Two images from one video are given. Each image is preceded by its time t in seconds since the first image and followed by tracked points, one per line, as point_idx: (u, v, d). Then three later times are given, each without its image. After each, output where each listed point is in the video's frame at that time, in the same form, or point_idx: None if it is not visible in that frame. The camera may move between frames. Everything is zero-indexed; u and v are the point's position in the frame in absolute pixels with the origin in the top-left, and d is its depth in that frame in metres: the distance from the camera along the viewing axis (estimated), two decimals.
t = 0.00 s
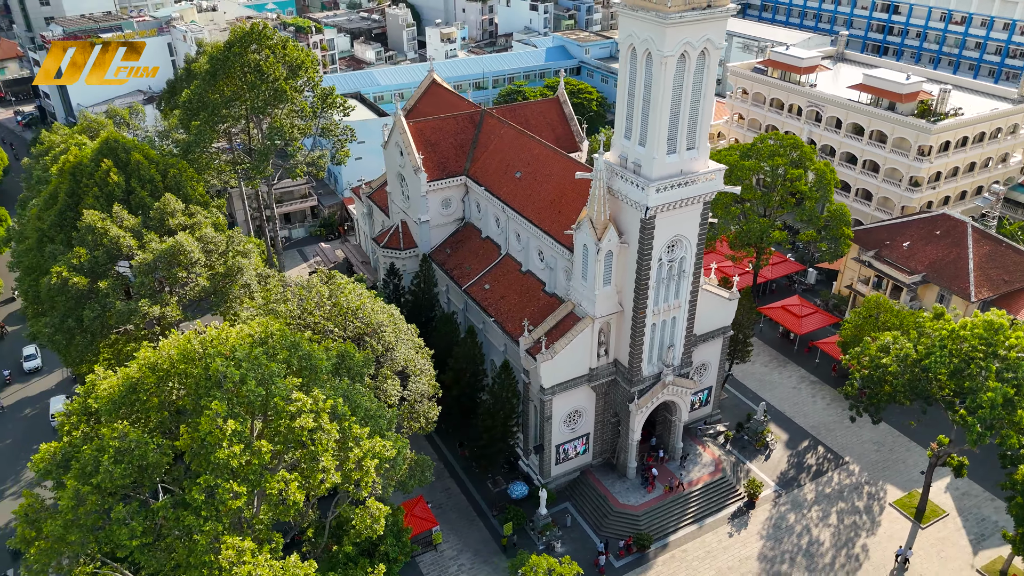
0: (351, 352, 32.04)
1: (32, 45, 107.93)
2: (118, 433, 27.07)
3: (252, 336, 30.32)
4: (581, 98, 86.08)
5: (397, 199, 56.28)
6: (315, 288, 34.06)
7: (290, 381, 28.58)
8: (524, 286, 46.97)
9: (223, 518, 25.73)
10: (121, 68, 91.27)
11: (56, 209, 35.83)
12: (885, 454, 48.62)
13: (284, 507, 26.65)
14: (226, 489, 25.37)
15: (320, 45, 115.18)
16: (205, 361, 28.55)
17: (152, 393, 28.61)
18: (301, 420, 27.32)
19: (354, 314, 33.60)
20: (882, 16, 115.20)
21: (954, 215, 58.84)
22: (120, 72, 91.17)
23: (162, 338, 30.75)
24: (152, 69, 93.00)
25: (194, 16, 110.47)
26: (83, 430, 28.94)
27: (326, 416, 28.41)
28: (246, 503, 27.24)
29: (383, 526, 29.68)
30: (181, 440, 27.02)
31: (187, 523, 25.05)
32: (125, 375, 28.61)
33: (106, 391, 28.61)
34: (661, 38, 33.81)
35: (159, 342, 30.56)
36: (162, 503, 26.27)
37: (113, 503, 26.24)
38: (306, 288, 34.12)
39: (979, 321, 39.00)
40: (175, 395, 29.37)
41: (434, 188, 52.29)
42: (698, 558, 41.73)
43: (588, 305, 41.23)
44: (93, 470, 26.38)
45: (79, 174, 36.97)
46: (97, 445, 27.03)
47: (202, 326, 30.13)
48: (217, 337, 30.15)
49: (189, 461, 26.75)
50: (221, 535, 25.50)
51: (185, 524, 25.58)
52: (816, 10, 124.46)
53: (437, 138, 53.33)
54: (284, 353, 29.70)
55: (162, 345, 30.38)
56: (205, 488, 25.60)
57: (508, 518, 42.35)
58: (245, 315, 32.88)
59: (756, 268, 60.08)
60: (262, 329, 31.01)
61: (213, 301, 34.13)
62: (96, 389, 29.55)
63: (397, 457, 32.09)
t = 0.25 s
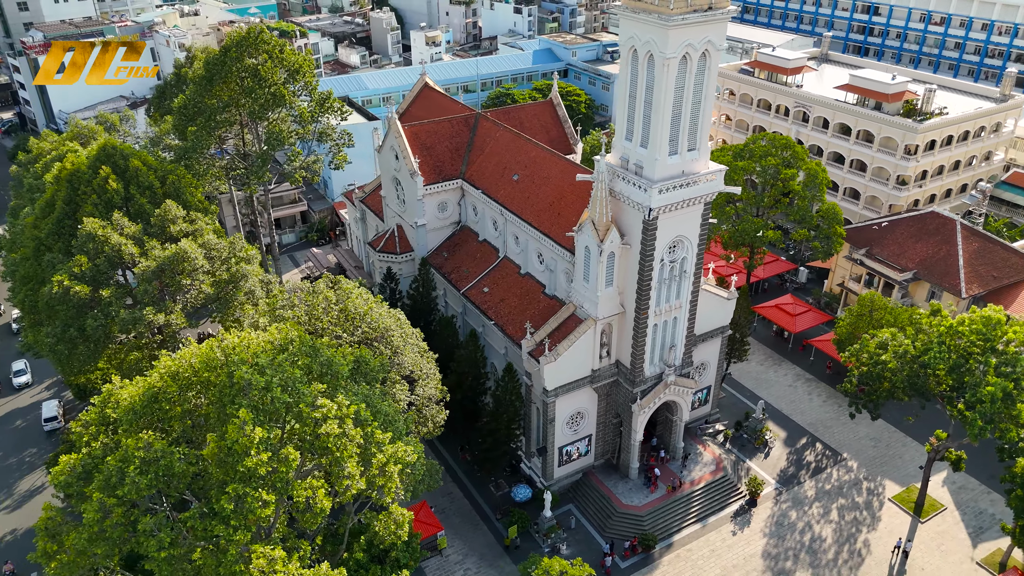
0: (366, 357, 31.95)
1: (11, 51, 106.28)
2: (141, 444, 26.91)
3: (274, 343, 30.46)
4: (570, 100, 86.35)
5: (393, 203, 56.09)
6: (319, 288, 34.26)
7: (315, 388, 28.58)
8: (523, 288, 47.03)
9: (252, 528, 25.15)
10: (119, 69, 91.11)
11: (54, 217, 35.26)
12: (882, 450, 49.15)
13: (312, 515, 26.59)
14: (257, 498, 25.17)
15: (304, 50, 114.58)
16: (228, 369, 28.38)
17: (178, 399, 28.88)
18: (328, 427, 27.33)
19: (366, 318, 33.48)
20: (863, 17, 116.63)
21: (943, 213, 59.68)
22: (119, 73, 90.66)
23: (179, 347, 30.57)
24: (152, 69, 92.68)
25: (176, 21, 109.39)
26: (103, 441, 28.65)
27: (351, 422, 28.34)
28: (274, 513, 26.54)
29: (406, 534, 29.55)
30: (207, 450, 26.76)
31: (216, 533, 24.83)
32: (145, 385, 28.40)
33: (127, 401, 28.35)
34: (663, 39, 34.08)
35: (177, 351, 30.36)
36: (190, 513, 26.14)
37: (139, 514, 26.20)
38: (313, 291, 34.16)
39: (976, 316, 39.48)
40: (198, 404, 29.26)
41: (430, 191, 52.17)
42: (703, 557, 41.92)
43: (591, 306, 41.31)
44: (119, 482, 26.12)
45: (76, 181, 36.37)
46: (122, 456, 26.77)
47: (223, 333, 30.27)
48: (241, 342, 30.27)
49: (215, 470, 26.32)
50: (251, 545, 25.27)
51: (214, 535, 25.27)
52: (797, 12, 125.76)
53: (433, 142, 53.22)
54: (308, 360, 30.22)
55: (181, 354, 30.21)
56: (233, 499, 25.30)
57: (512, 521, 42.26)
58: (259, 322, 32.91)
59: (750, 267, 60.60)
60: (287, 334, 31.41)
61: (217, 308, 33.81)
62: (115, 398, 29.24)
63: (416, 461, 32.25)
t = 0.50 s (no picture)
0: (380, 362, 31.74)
1: None
2: (166, 454, 26.66)
3: (291, 350, 29.90)
4: (557, 103, 86.60)
5: (386, 207, 55.83)
6: (327, 298, 33.47)
7: (339, 393, 28.48)
8: (522, 291, 47.05)
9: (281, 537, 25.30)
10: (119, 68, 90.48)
11: (50, 225, 34.66)
12: (877, 446, 49.71)
13: (339, 522, 26.42)
14: (287, 506, 25.18)
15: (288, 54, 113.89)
16: (251, 377, 28.11)
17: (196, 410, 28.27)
18: (352, 434, 27.12)
19: (377, 322, 33.26)
20: (842, 18, 118.15)
21: (929, 211, 60.59)
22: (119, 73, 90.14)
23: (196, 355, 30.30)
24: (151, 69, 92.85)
25: (156, 26, 108.19)
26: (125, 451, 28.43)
27: (374, 427, 28.28)
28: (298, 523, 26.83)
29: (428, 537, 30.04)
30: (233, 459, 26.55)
31: (245, 543, 24.55)
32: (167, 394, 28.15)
33: (148, 411, 28.08)
34: (663, 42, 34.34)
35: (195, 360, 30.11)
36: (217, 523, 25.83)
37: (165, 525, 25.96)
38: (320, 298, 33.50)
39: (971, 312, 40.06)
40: (221, 413, 29.01)
41: (425, 195, 52.01)
42: (706, 556, 42.12)
43: (591, 308, 41.39)
44: (144, 492, 25.96)
45: (71, 188, 35.72)
46: (147, 466, 26.59)
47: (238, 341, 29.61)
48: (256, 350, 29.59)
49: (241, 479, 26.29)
50: (280, 554, 25.17)
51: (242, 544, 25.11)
52: (777, 14, 127.13)
53: (426, 146, 53.07)
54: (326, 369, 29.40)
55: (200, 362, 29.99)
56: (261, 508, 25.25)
57: (515, 525, 42.18)
58: (271, 328, 32.43)
59: (742, 267, 61.11)
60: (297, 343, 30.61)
61: (220, 315, 33.39)
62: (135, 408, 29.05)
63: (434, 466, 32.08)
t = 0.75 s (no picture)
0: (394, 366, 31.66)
1: None
2: (191, 464, 26.45)
3: (311, 356, 29.67)
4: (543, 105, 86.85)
5: (379, 212, 55.60)
6: (330, 299, 33.54)
7: (363, 400, 28.54)
8: (518, 294, 47.07)
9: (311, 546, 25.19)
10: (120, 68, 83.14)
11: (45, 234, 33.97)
12: (871, 441, 50.34)
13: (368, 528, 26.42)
14: (316, 514, 25.10)
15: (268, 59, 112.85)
16: (274, 384, 27.92)
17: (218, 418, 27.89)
18: (378, 440, 27.20)
19: (388, 324, 33.27)
20: (819, 20, 119.71)
21: (915, 208, 61.56)
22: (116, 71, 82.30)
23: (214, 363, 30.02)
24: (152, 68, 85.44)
25: (134, 31, 106.89)
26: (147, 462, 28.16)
27: (398, 432, 28.35)
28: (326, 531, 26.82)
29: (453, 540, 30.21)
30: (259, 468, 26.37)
31: (274, 553, 24.30)
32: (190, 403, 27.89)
33: (171, 421, 27.81)
34: (662, 44, 34.58)
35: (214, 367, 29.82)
36: (245, 532, 25.60)
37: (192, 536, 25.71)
38: (327, 304, 33.32)
39: (965, 306, 40.71)
40: (245, 421, 28.79)
41: (419, 199, 51.85)
42: (709, 554, 42.36)
43: (591, 309, 41.50)
44: (172, 503, 25.78)
45: (65, 197, 35.14)
46: (173, 477, 26.37)
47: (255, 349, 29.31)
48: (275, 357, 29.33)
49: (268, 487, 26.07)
50: (310, 561, 25.08)
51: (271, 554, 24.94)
52: (755, 16, 128.50)
53: (419, 149, 52.92)
54: (344, 373, 29.64)
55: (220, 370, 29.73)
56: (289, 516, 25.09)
57: (518, 528, 42.17)
58: (284, 332, 32.22)
59: (733, 266, 61.58)
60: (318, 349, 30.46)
61: (223, 323, 32.98)
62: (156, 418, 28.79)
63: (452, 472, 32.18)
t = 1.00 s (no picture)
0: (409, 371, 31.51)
1: None
2: (217, 474, 25.89)
3: (331, 362, 29.27)
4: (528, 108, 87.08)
5: (371, 216, 55.28)
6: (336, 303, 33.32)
7: (386, 405, 28.38)
8: (515, 296, 47.06)
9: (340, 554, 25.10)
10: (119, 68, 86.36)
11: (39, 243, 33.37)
12: (864, 436, 50.99)
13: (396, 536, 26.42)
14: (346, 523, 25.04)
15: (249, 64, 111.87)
16: (298, 391, 27.59)
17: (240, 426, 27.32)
18: (406, 447, 27.30)
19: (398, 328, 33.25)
20: (796, 22, 121.29)
21: (899, 206, 62.51)
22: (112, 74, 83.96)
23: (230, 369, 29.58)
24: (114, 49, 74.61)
25: (111, 37, 105.51)
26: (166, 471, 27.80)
27: (421, 438, 28.29)
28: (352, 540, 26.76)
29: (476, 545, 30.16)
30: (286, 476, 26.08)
31: (305, 562, 24.30)
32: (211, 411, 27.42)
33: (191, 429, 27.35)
34: (661, 45, 34.81)
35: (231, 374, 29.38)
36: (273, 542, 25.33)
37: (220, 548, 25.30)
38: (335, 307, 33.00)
39: (957, 302, 41.32)
40: (267, 428, 28.44)
41: (412, 203, 51.63)
42: (710, 553, 42.60)
43: (590, 311, 41.61)
44: (198, 514, 25.28)
45: (59, 205, 34.58)
46: (197, 486, 25.95)
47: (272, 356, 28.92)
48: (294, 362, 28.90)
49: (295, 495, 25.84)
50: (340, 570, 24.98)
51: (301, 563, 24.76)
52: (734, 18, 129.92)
53: (411, 153, 52.71)
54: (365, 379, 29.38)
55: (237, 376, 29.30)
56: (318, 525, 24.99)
57: (520, 531, 42.03)
58: (294, 334, 31.62)
59: (723, 266, 62.09)
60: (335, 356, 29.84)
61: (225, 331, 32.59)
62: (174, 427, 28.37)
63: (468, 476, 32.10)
